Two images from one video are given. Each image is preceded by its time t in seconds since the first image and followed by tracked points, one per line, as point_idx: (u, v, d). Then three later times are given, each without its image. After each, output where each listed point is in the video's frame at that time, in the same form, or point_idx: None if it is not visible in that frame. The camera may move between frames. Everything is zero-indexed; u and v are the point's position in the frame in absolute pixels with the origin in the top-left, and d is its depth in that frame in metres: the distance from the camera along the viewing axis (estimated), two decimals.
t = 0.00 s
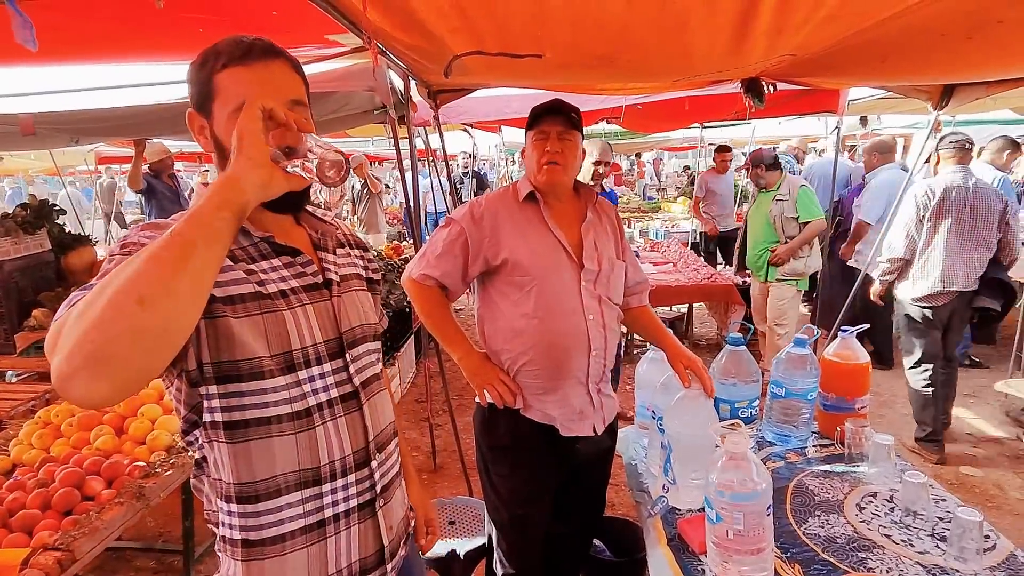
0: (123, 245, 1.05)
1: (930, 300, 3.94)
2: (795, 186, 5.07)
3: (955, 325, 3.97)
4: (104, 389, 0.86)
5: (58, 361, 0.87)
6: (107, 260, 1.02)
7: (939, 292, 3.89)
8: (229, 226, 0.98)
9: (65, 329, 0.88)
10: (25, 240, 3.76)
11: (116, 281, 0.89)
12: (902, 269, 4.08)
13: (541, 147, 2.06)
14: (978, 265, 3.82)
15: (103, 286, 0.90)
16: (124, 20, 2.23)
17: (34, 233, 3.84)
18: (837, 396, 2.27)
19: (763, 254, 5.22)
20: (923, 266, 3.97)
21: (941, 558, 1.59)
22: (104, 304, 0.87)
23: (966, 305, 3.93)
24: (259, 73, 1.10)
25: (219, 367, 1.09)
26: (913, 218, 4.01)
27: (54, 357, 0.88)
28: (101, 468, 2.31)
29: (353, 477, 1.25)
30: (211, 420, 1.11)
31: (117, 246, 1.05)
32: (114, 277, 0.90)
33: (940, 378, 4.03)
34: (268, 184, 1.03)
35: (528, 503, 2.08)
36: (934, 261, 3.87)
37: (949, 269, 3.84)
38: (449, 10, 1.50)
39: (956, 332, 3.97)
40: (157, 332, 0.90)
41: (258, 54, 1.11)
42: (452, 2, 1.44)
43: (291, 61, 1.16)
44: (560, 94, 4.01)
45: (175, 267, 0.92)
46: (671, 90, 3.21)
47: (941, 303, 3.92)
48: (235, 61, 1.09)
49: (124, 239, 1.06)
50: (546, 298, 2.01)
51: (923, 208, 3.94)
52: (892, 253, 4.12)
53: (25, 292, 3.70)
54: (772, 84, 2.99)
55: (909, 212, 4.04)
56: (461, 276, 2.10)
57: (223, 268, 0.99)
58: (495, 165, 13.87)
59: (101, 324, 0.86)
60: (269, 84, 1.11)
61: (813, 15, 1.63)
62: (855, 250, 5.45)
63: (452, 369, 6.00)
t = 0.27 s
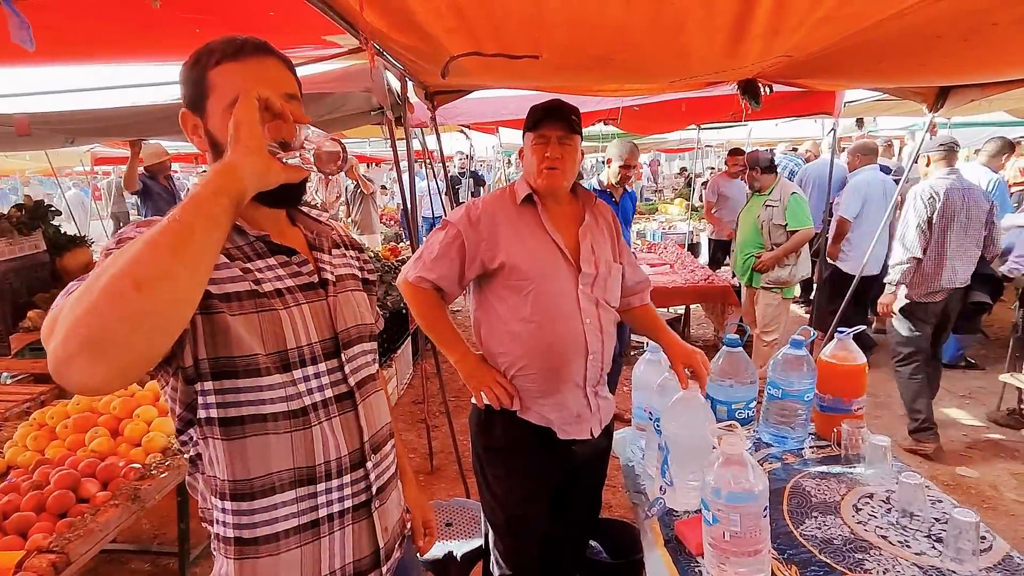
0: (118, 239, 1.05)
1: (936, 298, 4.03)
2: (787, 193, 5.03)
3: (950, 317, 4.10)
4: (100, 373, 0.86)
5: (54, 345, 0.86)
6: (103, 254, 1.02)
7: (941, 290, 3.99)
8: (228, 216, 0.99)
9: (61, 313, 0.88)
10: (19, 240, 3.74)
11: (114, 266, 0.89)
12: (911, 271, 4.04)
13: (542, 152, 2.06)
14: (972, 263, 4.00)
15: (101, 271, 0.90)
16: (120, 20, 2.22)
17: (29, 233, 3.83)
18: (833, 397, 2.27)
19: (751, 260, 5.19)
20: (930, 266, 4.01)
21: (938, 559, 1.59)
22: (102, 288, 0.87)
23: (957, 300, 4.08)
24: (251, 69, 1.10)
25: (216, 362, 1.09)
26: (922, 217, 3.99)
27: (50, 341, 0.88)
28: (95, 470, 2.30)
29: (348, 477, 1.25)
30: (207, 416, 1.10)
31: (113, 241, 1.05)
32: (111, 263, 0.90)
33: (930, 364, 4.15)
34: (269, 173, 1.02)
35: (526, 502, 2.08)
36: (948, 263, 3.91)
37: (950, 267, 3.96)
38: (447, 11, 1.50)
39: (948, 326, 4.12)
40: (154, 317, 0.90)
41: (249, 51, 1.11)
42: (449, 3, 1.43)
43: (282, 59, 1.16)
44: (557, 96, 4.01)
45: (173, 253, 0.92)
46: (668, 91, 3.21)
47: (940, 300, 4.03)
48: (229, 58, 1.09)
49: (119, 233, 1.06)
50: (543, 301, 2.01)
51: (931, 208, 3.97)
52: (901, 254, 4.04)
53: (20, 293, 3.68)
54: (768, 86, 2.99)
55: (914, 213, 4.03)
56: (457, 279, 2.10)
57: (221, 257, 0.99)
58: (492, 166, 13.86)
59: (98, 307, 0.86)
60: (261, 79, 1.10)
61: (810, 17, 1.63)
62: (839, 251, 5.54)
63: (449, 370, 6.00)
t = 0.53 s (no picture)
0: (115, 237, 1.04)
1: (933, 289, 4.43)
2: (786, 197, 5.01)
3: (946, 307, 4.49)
4: (92, 357, 0.85)
5: (45, 329, 0.85)
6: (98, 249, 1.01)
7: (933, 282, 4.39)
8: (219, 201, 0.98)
9: (52, 298, 0.87)
10: (13, 241, 3.73)
11: (106, 249, 0.89)
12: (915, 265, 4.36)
13: (560, 161, 2.05)
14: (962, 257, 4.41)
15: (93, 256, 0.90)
16: (115, 20, 2.21)
17: (23, 234, 3.81)
18: (830, 399, 2.27)
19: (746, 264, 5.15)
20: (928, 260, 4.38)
21: (934, 561, 1.59)
22: (95, 270, 0.86)
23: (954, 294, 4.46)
24: (240, 63, 1.10)
25: (210, 359, 1.08)
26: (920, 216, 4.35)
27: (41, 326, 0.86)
28: (89, 472, 2.29)
29: (342, 478, 1.24)
30: (200, 413, 1.09)
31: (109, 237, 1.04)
32: (103, 247, 0.89)
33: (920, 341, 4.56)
34: (262, 162, 1.01)
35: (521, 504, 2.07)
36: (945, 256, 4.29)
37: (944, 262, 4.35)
38: (441, 11, 1.49)
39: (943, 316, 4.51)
40: (147, 300, 0.89)
41: (238, 47, 1.12)
42: (444, 3, 1.43)
43: (271, 57, 1.16)
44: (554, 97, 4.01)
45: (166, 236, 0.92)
46: (665, 93, 3.22)
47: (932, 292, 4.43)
48: (219, 55, 1.09)
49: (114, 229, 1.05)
50: (541, 302, 2.00)
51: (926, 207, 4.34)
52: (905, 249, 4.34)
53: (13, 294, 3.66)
54: (764, 87, 2.99)
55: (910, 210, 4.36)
56: (454, 281, 2.09)
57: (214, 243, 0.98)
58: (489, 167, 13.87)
59: (90, 289, 0.85)
60: (252, 71, 1.11)
61: (805, 18, 1.63)
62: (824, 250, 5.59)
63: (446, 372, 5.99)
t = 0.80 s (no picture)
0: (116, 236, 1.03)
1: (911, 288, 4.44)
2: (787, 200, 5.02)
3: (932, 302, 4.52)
4: (95, 339, 0.84)
5: (47, 313, 0.84)
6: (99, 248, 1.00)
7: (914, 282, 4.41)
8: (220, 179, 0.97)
9: (53, 282, 0.86)
10: (10, 242, 3.71)
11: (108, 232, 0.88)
12: (889, 266, 4.42)
13: (570, 165, 2.07)
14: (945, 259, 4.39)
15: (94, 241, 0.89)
16: (112, 20, 2.20)
17: (20, 235, 3.80)
18: (828, 401, 2.27)
19: (747, 268, 5.13)
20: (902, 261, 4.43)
21: (933, 563, 1.59)
22: (98, 251, 0.86)
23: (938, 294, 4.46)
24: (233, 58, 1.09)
25: (210, 355, 1.07)
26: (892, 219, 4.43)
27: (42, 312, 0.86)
28: (85, 474, 2.27)
29: (340, 479, 1.24)
30: (197, 410, 1.08)
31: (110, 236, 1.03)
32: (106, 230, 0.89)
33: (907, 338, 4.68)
34: (261, 147, 1.01)
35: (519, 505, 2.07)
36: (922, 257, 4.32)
37: (925, 263, 4.36)
38: (440, 12, 1.49)
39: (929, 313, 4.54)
40: (150, 282, 0.88)
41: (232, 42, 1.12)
42: (443, 4, 1.42)
43: (265, 53, 1.16)
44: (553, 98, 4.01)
45: (169, 218, 0.91)
46: (663, 94, 3.22)
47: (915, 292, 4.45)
48: (216, 51, 1.09)
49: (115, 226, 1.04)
50: (541, 303, 2.00)
51: (899, 209, 4.41)
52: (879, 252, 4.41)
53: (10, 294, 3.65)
54: (763, 89, 2.99)
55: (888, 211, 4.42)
56: (453, 282, 2.09)
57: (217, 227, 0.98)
58: (488, 168, 13.86)
59: (93, 271, 0.85)
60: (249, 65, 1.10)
61: (804, 20, 1.63)
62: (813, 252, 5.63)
63: (444, 373, 5.98)
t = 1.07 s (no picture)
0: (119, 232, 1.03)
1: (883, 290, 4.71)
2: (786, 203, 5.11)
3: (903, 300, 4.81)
4: (105, 326, 0.83)
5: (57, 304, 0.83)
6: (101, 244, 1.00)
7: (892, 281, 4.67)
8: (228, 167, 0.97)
9: (63, 273, 0.85)
10: (11, 241, 3.72)
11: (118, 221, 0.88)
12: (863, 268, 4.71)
13: (580, 165, 2.08)
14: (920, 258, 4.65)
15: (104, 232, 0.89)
16: (113, 19, 2.20)
17: (21, 234, 3.80)
18: (829, 402, 2.27)
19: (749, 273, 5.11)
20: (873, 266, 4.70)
21: (933, 566, 1.59)
22: (111, 240, 0.86)
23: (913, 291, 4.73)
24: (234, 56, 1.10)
25: (215, 353, 1.07)
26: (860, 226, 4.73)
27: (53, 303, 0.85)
28: (86, 474, 2.27)
29: (343, 479, 1.24)
30: (201, 409, 1.07)
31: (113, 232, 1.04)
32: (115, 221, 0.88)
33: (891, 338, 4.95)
34: (268, 140, 1.02)
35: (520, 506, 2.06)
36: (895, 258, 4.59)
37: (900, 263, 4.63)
38: (442, 13, 1.49)
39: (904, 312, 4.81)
40: (161, 267, 0.88)
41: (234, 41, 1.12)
42: (445, 5, 1.42)
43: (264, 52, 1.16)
44: (554, 98, 4.01)
45: (179, 206, 0.91)
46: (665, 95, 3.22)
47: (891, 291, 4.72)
48: (218, 49, 1.09)
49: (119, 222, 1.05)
50: (542, 303, 2.00)
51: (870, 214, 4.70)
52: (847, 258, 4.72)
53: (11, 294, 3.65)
54: (764, 90, 2.99)
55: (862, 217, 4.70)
56: (455, 281, 2.08)
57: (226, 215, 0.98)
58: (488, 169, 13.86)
59: (103, 259, 0.84)
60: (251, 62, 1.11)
61: (806, 22, 1.63)
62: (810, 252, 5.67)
63: (445, 373, 5.98)
